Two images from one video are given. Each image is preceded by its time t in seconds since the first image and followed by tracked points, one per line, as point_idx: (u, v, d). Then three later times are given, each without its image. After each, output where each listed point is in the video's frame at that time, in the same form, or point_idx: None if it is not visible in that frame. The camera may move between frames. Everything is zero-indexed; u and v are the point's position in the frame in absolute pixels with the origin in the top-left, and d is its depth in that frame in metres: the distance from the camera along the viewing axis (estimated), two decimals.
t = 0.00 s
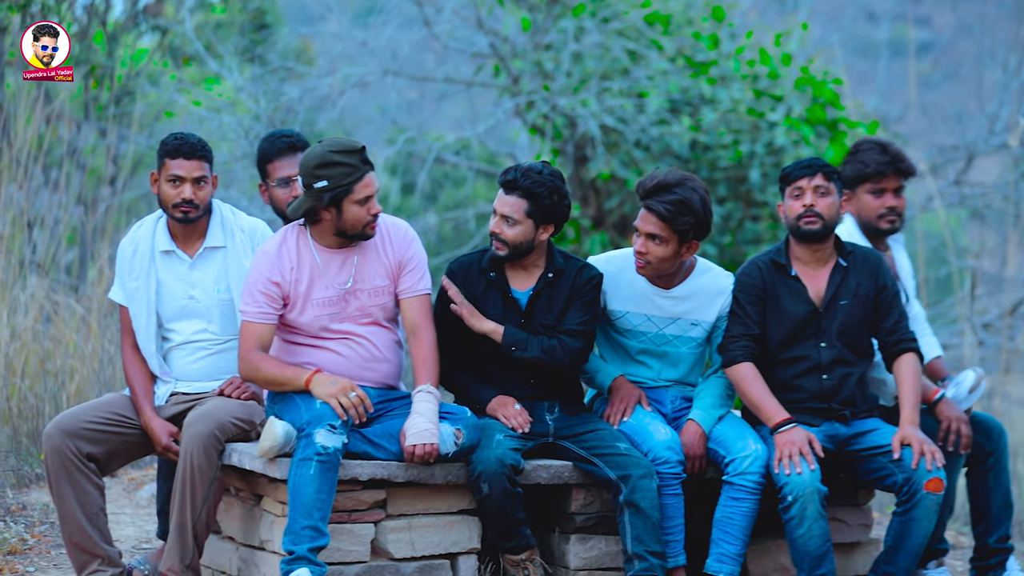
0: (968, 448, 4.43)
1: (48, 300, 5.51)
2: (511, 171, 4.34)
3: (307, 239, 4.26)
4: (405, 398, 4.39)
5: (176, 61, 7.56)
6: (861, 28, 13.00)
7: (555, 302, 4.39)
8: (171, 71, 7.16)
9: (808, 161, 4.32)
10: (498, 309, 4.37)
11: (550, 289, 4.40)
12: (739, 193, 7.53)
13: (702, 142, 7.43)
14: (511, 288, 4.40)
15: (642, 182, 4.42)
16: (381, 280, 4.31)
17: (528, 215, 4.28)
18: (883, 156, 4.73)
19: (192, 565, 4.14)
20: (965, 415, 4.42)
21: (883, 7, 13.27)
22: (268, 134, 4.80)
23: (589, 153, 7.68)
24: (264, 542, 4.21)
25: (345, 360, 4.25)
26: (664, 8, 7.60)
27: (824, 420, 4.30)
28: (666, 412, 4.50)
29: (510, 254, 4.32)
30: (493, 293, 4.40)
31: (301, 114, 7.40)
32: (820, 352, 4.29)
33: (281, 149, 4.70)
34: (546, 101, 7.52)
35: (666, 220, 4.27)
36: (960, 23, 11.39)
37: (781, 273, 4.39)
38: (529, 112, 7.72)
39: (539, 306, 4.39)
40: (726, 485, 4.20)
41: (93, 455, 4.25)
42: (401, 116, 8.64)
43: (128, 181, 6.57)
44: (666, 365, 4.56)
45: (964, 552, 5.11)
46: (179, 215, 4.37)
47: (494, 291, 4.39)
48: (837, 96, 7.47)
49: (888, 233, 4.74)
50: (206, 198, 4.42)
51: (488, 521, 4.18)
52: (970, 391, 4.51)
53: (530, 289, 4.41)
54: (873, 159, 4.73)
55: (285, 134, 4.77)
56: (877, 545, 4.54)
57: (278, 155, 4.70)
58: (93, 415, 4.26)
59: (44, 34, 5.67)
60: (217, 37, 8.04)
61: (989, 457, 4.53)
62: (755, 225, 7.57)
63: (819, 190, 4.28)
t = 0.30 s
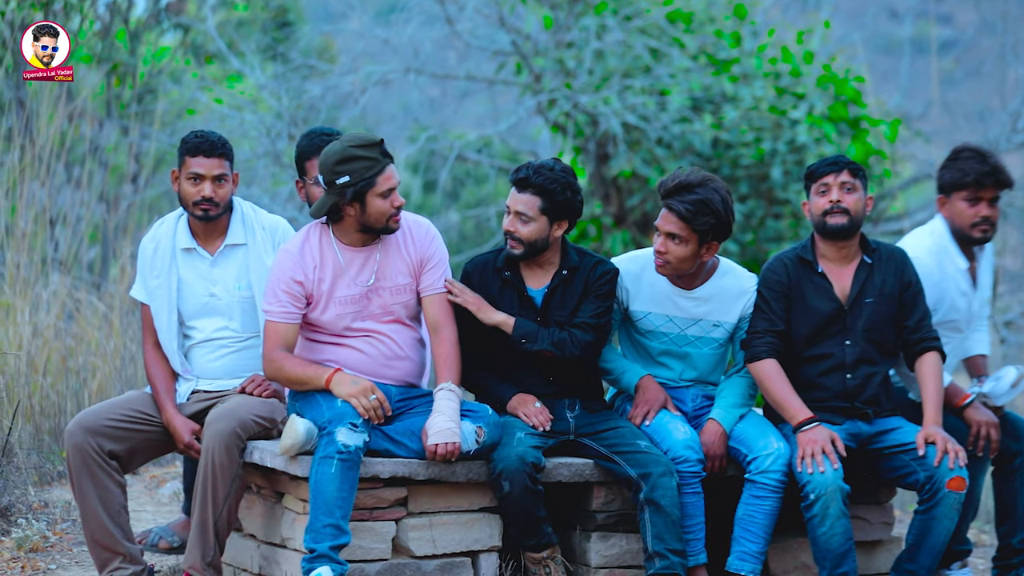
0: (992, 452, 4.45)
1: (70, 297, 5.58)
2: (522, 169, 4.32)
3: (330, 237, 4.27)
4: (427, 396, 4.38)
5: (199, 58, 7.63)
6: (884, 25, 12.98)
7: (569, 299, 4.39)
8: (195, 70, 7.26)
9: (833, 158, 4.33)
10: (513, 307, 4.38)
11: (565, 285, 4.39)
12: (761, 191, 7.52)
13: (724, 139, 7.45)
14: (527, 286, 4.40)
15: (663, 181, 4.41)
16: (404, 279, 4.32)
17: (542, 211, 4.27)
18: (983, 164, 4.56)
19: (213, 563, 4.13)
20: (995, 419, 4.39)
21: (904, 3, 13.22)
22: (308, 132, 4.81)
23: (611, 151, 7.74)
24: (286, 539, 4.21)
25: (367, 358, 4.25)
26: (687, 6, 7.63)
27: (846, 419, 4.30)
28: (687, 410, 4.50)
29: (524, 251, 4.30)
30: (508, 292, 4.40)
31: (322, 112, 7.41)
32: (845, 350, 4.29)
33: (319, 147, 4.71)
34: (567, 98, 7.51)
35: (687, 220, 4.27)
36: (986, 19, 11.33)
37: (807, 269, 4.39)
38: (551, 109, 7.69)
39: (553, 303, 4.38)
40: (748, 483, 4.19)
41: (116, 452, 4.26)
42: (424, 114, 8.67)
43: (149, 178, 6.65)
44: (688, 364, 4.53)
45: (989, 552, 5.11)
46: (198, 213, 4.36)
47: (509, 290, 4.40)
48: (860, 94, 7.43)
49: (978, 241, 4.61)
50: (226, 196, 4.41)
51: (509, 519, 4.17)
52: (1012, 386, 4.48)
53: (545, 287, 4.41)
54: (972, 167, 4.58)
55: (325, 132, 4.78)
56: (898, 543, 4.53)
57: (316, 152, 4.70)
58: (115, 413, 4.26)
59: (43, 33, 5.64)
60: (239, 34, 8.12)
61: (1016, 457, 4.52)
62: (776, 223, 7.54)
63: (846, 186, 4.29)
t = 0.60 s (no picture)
0: None
1: (73, 295, 5.54)
2: (510, 170, 4.26)
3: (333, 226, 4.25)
4: (433, 395, 4.34)
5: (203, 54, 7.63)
6: (893, 21, 12.91)
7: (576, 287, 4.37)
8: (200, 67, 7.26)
9: (844, 155, 4.31)
10: (516, 309, 4.33)
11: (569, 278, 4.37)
12: (769, 187, 7.49)
13: (732, 136, 7.39)
14: (527, 286, 4.33)
15: (675, 173, 4.42)
16: (410, 279, 4.27)
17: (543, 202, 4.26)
18: (984, 135, 4.66)
19: (217, 563, 4.10)
20: None
21: None
22: (319, 127, 4.77)
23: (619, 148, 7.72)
24: (290, 539, 4.17)
25: (373, 356, 4.21)
26: (695, 2, 7.62)
27: (857, 415, 4.25)
28: (695, 408, 4.44)
29: (531, 257, 4.23)
30: (510, 296, 4.35)
31: (329, 108, 7.37)
32: (855, 348, 4.25)
33: (331, 143, 4.66)
34: (575, 95, 7.56)
35: (708, 204, 4.26)
36: (996, 14, 11.29)
37: (816, 267, 4.35)
38: (558, 106, 7.75)
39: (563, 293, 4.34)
40: (756, 482, 4.15)
41: (119, 451, 4.22)
42: (430, 110, 8.66)
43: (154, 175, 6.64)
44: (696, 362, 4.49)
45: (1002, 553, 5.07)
46: (202, 210, 4.32)
47: (510, 293, 4.34)
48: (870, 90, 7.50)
49: (991, 213, 4.67)
50: (229, 192, 4.37)
51: (515, 519, 4.13)
52: None
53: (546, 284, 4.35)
54: (975, 138, 4.66)
55: (336, 126, 4.74)
56: (908, 543, 4.49)
57: (327, 148, 4.67)
58: (118, 412, 4.23)
59: (43, 33, 5.59)
60: (244, 29, 8.11)
61: None
62: (785, 220, 7.49)
63: (856, 183, 4.26)
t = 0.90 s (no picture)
0: (1003, 437, 4.36)
1: (52, 293, 5.48)
2: (490, 150, 4.32)
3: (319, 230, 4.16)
4: (415, 393, 4.28)
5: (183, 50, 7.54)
6: (882, 17, 12.88)
7: (560, 284, 4.32)
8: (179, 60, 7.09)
9: (829, 155, 4.24)
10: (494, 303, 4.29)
11: (550, 271, 4.33)
12: (756, 184, 7.47)
13: (718, 133, 7.39)
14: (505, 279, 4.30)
15: (655, 161, 4.41)
16: (393, 276, 4.22)
17: (516, 188, 4.25)
18: (922, 133, 4.60)
19: (197, 564, 4.04)
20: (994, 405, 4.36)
21: None
22: (300, 127, 4.72)
23: (604, 144, 7.62)
24: (270, 540, 4.12)
25: (355, 353, 4.15)
26: None
27: (843, 416, 4.21)
28: (680, 406, 4.40)
29: (496, 236, 4.25)
30: (488, 289, 4.32)
31: (309, 105, 7.33)
32: (841, 347, 4.21)
33: (312, 143, 4.62)
34: (559, 90, 7.51)
35: (694, 188, 4.28)
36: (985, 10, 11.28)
37: (802, 266, 4.30)
38: (542, 102, 7.72)
39: (544, 287, 4.30)
40: (742, 483, 4.10)
41: (98, 451, 4.17)
42: (411, 105, 8.64)
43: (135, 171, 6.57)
44: (682, 359, 4.44)
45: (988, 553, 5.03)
46: (182, 207, 4.28)
47: (488, 286, 4.32)
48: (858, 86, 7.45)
49: (928, 212, 4.64)
50: (209, 189, 4.32)
51: (498, 519, 4.07)
52: None
53: (525, 275, 4.33)
54: (911, 136, 4.61)
55: (318, 127, 4.69)
56: (896, 543, 4.44)
57: (310, 149, 4.61)
58: (97, 411, 4.17)
59: (44, 34, 5.59)
60: (225, 24, 8.01)
61: None
62: (772, 217, 7.47)
63: (842, 186, 4.21)
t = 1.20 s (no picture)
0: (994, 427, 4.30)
1: (29, 289, 5.40)
2: (479, 143, 4.23)
3: (306, 233, 4.04)
4: (398, 391, 4.19)
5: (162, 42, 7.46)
6: (874, 11, 12.84)
7: (549, 282, 4.24)
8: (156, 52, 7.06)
9: (816, 150, 4.17)
10: (481, 297, 4.20)
11: (540, 267, 4.24)
12: (744, 179, 7.42)
13: (705, 126, 7.31)
14: (493, 273, 4.21)
15: (641, 152, 4.35)
16: (376, 273, 4.11)
17: (502, 184, 4.18)
18: (891, 131, 4.57)
19: (176, 565, 3.96)
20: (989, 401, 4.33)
21: None
22: (262, 123, 4.64)
23: (589, 137, 7.66)
24: (251, 540, 4.05)
25: (337, 351, 4.03)
26: None
27: (833, 414, 4.15)
28: (668, 405, 4.32)
29: (485, 230, 4.18)
30: (475, 282, 4.21)
31: (291, 97, 7.27)
32: (831, 344, 4.14)
33: (277, 138, 4.55)
34: (544, 83, 7.51)
35: (682, 176, 4.23)
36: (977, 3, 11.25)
37: (792, 263, 4.23)
38: (526, 95, 7.68)
39: (533, 285, 4.22)
40: (731, 482, 4.03)
41: (75, 450, 4.09)
42: (395, 99, 8.60)
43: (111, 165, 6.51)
44: (669, 354, 4.37)
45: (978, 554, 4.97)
46: (159, 202, 4.21)
47: (476, 280, 4.22)
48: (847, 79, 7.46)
49: (902, 211, 4.60)
50: (187, 184, 4.26)
51: (483, 519, 3.99)
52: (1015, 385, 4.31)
53: (513, 271, 4.23)
54: (881, 134, 4.57)
55: (280, 122, 4.62)
56: (886, 544, 4.38)
57: (274, 143, 4.54)
58: (74, 409, 4.10)
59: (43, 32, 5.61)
60: (205, 16, 7.78)
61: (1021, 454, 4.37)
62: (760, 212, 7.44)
63: (830, 181, 4.15)
